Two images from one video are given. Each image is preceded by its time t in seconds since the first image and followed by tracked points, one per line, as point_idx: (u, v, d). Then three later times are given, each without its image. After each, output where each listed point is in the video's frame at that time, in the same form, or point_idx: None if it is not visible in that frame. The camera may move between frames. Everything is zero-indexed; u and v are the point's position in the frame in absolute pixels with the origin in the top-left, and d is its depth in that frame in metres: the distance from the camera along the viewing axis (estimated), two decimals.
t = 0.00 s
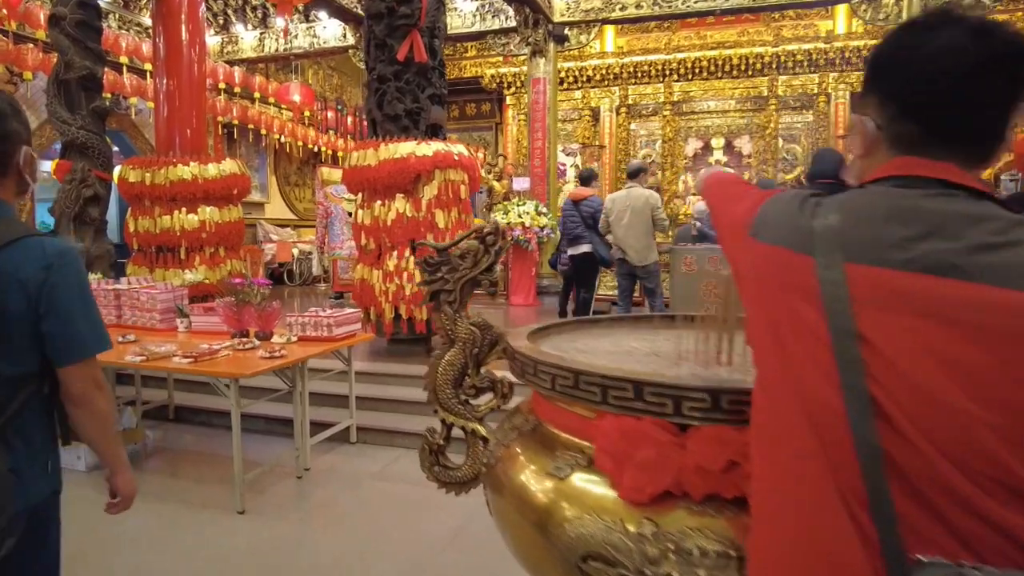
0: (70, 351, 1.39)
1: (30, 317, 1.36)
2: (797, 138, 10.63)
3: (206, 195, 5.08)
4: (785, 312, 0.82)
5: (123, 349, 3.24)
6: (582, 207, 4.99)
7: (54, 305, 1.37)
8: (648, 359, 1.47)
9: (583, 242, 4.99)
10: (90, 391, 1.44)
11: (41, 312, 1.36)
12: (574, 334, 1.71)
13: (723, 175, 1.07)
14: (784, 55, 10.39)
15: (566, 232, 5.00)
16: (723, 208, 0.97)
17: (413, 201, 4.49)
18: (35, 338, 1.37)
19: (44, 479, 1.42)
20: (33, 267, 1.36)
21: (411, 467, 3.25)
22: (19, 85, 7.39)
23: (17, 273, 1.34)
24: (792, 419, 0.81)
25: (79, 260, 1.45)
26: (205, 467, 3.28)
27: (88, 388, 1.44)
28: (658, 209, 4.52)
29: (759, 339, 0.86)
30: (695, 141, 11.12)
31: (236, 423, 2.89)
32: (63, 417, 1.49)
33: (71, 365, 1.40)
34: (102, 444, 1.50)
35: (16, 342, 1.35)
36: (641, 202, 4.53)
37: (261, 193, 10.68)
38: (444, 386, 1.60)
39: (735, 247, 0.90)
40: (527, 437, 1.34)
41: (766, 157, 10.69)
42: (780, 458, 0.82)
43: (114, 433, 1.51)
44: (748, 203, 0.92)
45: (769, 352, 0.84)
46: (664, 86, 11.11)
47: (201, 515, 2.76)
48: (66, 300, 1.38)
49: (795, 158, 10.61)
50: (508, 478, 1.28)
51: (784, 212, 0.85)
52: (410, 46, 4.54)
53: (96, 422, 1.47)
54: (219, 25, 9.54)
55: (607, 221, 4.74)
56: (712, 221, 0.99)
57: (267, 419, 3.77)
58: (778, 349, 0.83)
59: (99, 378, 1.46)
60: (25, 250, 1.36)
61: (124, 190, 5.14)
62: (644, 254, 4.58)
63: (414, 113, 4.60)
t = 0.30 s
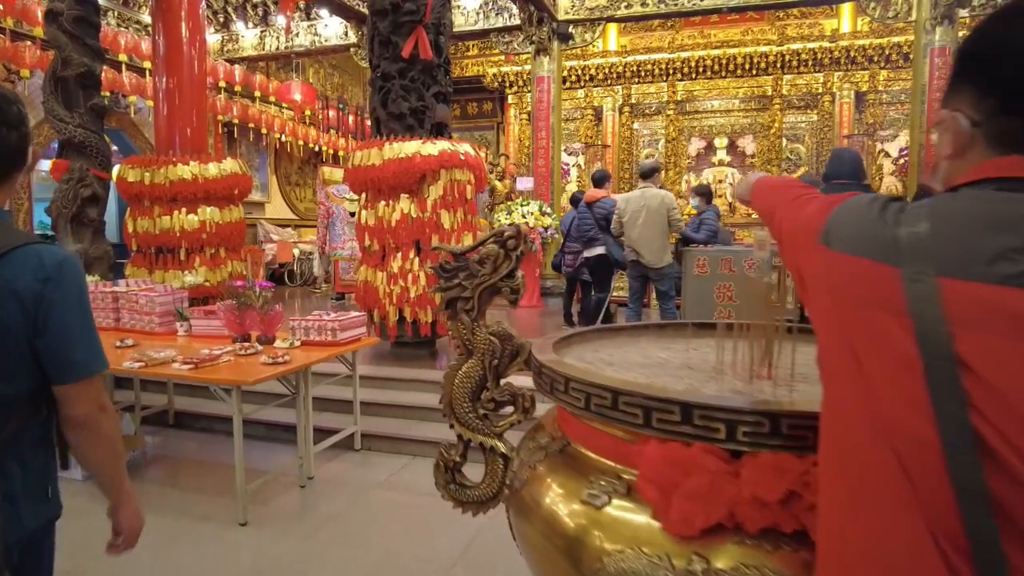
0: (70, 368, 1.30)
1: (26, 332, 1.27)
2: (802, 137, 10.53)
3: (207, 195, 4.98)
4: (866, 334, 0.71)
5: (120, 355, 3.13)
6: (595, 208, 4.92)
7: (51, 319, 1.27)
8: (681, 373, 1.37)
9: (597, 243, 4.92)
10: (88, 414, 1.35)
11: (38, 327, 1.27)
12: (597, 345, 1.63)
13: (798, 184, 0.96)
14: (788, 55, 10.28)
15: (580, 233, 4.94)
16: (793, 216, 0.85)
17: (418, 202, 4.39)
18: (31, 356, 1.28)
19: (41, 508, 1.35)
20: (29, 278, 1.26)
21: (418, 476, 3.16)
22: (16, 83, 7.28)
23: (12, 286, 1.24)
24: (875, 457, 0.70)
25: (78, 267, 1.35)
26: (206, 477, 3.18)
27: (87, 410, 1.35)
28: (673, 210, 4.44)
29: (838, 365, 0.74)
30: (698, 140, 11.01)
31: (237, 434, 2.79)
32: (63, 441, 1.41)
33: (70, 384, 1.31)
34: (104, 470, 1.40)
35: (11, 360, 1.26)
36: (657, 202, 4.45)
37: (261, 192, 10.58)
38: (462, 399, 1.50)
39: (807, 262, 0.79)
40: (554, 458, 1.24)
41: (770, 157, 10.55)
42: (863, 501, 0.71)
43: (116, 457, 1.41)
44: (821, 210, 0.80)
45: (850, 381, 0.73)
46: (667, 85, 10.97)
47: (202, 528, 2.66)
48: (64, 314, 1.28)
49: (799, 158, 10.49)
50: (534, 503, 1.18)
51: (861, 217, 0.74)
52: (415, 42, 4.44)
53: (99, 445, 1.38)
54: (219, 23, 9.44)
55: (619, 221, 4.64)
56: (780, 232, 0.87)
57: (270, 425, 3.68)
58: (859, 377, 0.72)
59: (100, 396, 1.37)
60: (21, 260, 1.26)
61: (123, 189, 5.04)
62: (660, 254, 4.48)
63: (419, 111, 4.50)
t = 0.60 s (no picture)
0: (67, 376, 1.22)
1: (16, 340, 1.17)
2: (802, 137, 10.45)
3: (201, 195, 4.89)
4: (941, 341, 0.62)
5: (111, 359, 3.04)
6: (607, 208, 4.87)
7: (46, 323, 1.19)
8: (699, 382, 1.30)
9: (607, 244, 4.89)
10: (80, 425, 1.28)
11: (33, 334, 1.18)
12: (607, 350, 1.55)
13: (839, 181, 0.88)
14: (788, 54, 10.18)
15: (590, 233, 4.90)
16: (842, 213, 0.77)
17: (416, 201, 4.31)
18: (22, 365, 1.19)
19: (25, 526, 1.25)
20: (21, 282, 1.17)
21: (418, 483, 3.08)
22: (8, 82, 7.17)
23: (5, 290, 1.15)
24: (948, 481, 0.62)
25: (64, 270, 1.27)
26: (199, 484, 3.09)
27: (79, 421, 1.28)
28: (687, 207, 4.38)
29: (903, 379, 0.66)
30: (697, 139, 10.95)
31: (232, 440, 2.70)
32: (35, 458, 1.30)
33: (68, 393, 1.24)
34: (87, 495, 1.31)
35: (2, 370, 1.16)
36: (668, 200, 4.38)
37: (258, 193, 10.50)
38: (467, 408, 1.42)
39: (863, 263, 0.71)
40: (567, 473, 1.15)
41: (771, 156, 10.46)
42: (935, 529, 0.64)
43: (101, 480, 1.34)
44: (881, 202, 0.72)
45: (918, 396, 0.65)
46: (666, 84, 10.86)
47: (195, 538, 2.57)
48: (61, 320, 1.21)
49: (798, 157, 10.42)
50: (546, 524, 1.09)
51: (928, 211, 0.66)
52: (414, 39, 4.36)
53: (89, 464, 1.31)
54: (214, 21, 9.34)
55: (629, 221, 4.54)
56: (827, 230, 0.79)
57: (265, 430, 3.60)
58: (929, 390, 0.64)
59: (86, 409, 1.30)
60: (10, 262, 1.16)
61: (116, 189, 4.93)
62: (672, 254, 4.30)
63: (417, 109, 4.42)
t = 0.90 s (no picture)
0: (28, 389, 1.13)
1: None
2: (798, 136, 10.38)
3: (191, 194, 4.78)
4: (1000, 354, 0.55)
5: (95, 365, 2.94)
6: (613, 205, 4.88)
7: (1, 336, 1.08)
8: (716, 395, 1.21)
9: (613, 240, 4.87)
10: (46, 437, 1.19)
11: None
12: (614, 360, 1.47)
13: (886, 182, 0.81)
14: (784, 53, 10.05)
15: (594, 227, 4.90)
16: (896, 217, 0.69)
17: (411, 201, 4.21)
18: None
19: None
20: None
21: (413, 492, 2.98)
22: None
23: None
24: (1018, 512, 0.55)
25: (22, 269, 1.15)
26: (187, 494, 2.99)
27: (45, 433, 1.19)
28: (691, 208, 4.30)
29: (972, 397, 0.58)
30: (693, 138, 10.87)
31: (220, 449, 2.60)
32: None
33: (31, 405, 1.15)
34: (59, 506, 1.24)
35: None
36: (670, 199, 4.31)
37: (250, 193, 10.38)
38: (464, 423, 1.33)
39: (915, 268, 0.64)
40: (575, 497, 1.07)
41: (766, 156, 10.31)
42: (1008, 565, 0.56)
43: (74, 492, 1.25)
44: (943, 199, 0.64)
45: (993, 418, 0.56)
46: (662, 83, 10.77)
47: (181, 552, 2.47)
48: (17, 331, 1.10)
49: (794, 157, 10.34)
50: (551, 552, 1.01)
51: (980, 203, 0.58)
52: (408, 35, 4.27)
53: (60, 477, 1.22)
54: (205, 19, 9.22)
55: (630, 220, 4.48)
56: (879, 234, 0.72)
57: (256, 437, 3.49)
58: (991, 407, 0.56)
59: (56, 418, 1.21)
60: None
61: (103, 189, 4.82)
62: (672, 254, 4.32)
63: (411, 106, 4.33)
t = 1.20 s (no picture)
0: None
1: None
2: (791, 137, 10.35)
3: (178, 195, 4.67)
4: None
5: (75, 373, 2.83)
6: (597, 202, 4.89)
7: None
8: (730, 413, 1.14)
9: (600, 235, 4.80)
10: None
11: None
12: (619, 371, 1.40)
13: (925, 185, 0.77)
14: (777, 52, 10.02)
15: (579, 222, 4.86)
16: (956, 226, 0.67)
17: (402, 202, 4.12)
18: None
19: None
20: None
21: (407, 502, 2.89)
22: None
23: None
24: None
25: None
26: (172, 505, 2.89)
27: None
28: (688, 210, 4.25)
29: None
30: (686, 138, 10.81)
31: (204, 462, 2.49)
32: None
33: None
34: (8, 537, 1.18)
35: None
36: (669, 200, 4.24)
37: (239, 193, 10.24)
38: (460, 442, 1.25)
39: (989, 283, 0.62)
40: (583, 527, 0.99)
41: (759, 156, 10.31)
42: None
43: (29, 513, 1.21)
44: (1015, 211, 0.62)
45: None
46: (655, 83, 10.71)
47: (165, 568, 2.37)
48: None
49: (787, 157, 10.30)
50: None
51: None
52: (399, 32, 4.18)
53: (5, 504, 1.17)
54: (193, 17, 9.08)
55: (627, 220, 4.40)
56: (933, 243, 0.69)
57: (244, 444, 3.39)
58: None
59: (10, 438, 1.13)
60: None
61: (86, 190, 4.70)
62: (670, 256, 4.26)
63: (403, 105, 4.24)
